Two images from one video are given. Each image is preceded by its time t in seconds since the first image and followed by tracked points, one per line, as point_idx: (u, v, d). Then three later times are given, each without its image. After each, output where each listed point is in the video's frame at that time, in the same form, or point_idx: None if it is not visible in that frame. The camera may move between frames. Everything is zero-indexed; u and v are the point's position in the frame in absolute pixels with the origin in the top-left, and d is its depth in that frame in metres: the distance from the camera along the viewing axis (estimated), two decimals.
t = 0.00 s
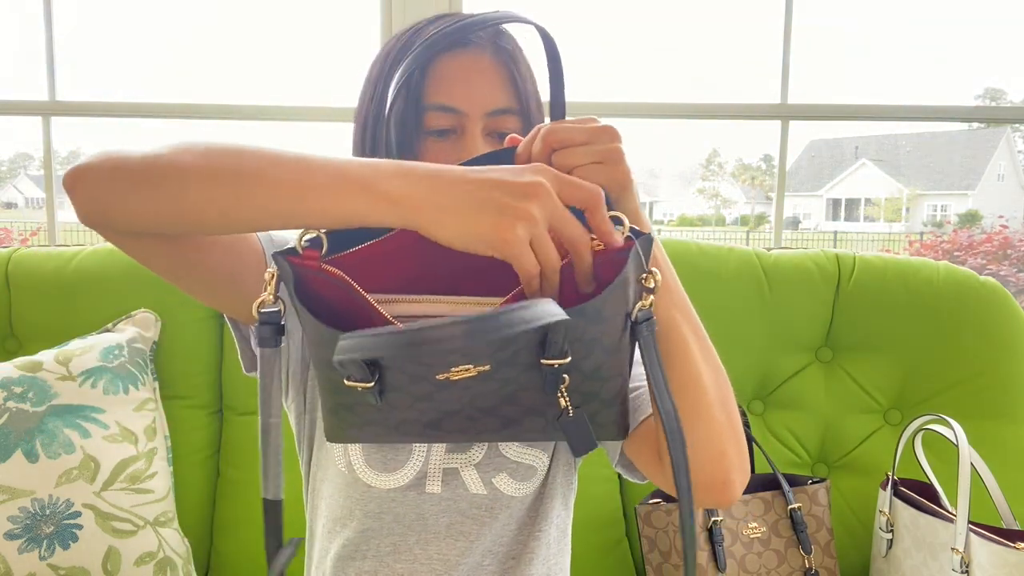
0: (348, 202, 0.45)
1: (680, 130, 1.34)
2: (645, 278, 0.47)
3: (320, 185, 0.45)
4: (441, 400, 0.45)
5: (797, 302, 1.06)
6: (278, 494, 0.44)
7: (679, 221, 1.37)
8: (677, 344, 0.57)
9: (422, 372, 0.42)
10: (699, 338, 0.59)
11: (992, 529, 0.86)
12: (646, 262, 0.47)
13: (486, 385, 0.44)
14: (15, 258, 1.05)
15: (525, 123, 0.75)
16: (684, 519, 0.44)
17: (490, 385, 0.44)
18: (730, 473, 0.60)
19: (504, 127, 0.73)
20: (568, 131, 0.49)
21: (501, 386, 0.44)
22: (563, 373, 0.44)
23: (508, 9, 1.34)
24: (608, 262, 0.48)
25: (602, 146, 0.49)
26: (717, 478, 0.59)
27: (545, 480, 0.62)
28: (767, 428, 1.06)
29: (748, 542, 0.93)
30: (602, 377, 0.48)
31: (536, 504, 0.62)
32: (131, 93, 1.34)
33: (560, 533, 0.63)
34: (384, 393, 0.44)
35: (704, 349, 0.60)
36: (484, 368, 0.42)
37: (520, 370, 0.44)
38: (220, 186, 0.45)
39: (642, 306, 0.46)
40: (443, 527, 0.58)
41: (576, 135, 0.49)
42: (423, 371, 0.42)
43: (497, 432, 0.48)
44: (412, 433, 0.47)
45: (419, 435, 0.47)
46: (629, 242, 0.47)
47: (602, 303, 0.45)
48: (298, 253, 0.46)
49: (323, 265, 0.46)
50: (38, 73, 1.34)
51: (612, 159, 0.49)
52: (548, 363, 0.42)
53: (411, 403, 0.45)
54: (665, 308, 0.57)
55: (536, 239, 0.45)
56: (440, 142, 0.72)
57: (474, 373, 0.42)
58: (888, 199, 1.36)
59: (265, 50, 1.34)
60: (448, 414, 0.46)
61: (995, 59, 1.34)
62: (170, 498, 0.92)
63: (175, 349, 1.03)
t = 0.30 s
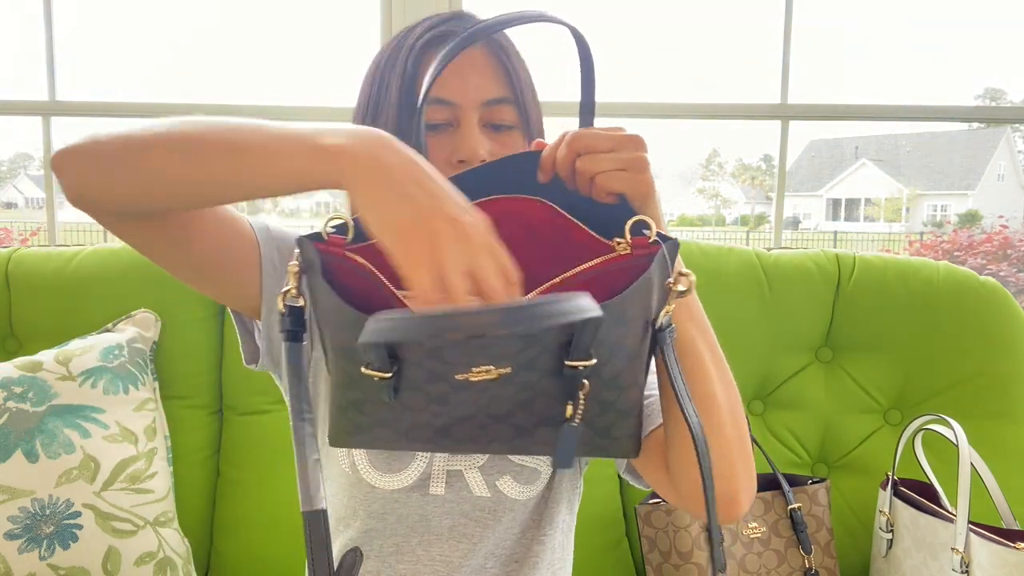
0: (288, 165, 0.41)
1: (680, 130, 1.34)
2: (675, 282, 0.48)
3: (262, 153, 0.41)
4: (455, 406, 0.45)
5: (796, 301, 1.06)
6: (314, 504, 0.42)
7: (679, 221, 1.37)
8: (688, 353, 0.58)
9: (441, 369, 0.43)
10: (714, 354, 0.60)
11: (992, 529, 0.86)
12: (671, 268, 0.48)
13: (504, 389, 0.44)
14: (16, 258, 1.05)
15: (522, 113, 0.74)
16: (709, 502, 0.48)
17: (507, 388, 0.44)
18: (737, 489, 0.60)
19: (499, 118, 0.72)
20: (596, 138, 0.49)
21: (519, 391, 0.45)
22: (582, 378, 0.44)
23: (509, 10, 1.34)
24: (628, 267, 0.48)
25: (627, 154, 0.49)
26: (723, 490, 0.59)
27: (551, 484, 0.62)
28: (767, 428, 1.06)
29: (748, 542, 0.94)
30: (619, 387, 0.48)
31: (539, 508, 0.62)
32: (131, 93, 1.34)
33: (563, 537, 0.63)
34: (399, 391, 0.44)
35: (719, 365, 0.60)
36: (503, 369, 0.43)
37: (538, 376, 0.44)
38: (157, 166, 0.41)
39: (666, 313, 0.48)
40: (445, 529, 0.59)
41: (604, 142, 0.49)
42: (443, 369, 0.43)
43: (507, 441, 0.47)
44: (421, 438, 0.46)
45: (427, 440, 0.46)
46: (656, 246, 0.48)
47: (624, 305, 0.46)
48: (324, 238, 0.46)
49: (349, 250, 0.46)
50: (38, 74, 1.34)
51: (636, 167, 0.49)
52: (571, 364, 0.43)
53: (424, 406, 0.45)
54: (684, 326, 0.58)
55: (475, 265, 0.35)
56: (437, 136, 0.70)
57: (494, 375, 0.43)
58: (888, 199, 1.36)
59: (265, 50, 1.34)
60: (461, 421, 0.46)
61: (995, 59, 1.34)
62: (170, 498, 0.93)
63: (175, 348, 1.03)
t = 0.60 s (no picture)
0: (176, 168, 0.47)
1: (681, 130, 1.34)
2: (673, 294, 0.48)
3: (151, 167, 0.48)
4: (456, 410, 0.45)
5: (794, 301, 1.06)
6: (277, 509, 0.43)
7: (679, 222, 1.38)
8: (689, 378, 0.57)
9: (438, 358, 0.43)
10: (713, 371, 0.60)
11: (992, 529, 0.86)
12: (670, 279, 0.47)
13: (502, 390, 0.44)
14: (15, 258, 1.05)
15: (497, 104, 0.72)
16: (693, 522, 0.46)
17: (506, 391, 0.44)
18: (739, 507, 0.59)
19: (471, 111, 0.72)
20: (593, 163, 0.51)
21: (518, 394, 0.44)
22: (577, 378, 0.43)
23: (510, 11, 1.34)
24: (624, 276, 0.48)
25: (625, 174, 0.51)
26: (725, 514, 0.58)
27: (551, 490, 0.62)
28: (767, 428, 1.06)
29: (748, 542, 0.93)
30: (618, 395, 0.45)
31: (538, 515, 0.62)
32: (131, 93, 1.34)
33: (563, 545, 0.63)
34: (402, 392, 0.44)
35: (719, 382, 0.60)
36: (498, 363, 0.43)
37: (535, 375, 0.43)
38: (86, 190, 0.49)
39: (666, 323, 0.47)
40: (441, 534, 0.58)
41: (602, 165, 0.51)
42: (440, 358, 0.43)
43: (512, 456, 0.46)
44: (428, 452, 0.46)
45: (435, 455, 0.46)
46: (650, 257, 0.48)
47: (620, 301, 0.43)
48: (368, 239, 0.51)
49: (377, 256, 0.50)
50: (38, 74, 1.34)
51: (636, 184, 0.50)
52: (563, 354, 0.42)
53: (426, 408, 0.45)
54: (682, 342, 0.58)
55: (353, 242, 0.43)
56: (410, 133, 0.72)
57: (490, 367, 0.43)
58: (888, 199, 1.36)
59: (265, 50, 1.34)
60: (464, 430, 0.46)
61: (995, 59, 1.34)
62: (170, 498, 0.93)
63: (175, 348, 1.03)
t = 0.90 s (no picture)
0: (152, 187, 0.50)
1: (681, 130, 1.34)
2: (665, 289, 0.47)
3: (134, 184, 0.51)
4: (448, 407, 0.45)
5: (794, 301, 1.06)
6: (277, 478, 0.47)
7: (678, 221, 1.37)
8: (683, 380, 0.58)
9: (429, 350, 0.44)
10: (703, 374, 0.60)
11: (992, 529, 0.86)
12: (658, 272, 0.48)
13: (492, 382, 0.45)
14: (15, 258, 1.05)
15: (491, 111, 0.72)
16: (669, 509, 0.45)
17: (496, 385, 0.45)
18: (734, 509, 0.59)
19: (466, 118, 0.71)
20: (582, 172, 0.52)
21: (508, 388, 0.45)
22: (566, 369, 0.44)
23: (509, 11, 1.34)
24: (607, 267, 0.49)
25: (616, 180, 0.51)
26: (719, 517, 0.58)
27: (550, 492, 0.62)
28: (767, 428, 1.06)
29: (747, 542, 0.93)
30: (609, 388, 0.46)
31: (538, 517, 0.62)
32: (131, 93, 1.34)
33: (565, 549, 0.63)
34: (395, 390, 0.45)
35: (709, 385, 0.61)
36: (489, 353, 0.44)
37: (525, 367, 0.44)
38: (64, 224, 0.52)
39: (655, 314, 0.46)
40: (439, 537, 0.58)
41: (591, 174, 0.52)
42: (431, 350, 0.44)
43: (506, 459, 0.46)
44: (424, 457, 0.46)
45: (430, 458, 0.46)
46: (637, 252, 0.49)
47: (604, 289, 0.45)
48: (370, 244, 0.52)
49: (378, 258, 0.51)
50: (38, 74, 1.34)
51: (627, 188, 0.51)
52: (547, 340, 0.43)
53: (418, 405, 0.45)
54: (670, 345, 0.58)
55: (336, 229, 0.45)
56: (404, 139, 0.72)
57: (480, 358, 0.44)
58: (888, 199, 1.36)
59: (265, 50, 1.34)
60: (458, 430, 0.46)
61: (995, 58, 1.34)
62: (170, 498, 0.93)
63: (175, 349, 1.02)
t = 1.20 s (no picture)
0: (174, 238, 0.53)
1: (681, 130, 1.34)
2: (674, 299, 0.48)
3: (152, 236, 0.53)
4: (441, 387, 0.47)
5: (796, 302, 1.06)
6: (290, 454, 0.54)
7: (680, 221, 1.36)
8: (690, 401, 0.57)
9: (429, 324, 0.46)
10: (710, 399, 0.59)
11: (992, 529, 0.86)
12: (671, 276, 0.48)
13: (489, 363, 0.46)
14: (15, 257, 1.05)
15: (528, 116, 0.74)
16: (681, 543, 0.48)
17: (494, 367, 0.46)
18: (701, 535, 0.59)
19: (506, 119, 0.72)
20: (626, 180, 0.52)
21: (503, 370, 0.46)
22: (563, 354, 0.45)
23: (509, 12, 1.34)
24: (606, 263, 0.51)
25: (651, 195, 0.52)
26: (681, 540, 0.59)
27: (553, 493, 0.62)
28: (767, 429, 1.06)
29: (747, 542, 0.93)
30: (603, 391, 0.46)
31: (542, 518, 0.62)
32: (131, 93, 1.34)
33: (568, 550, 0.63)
34: (391, 362, 0.47)
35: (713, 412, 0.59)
36: (489, 330, 0.46)
37: (523, 351, 0.46)
38: (85, 271, 0.54)
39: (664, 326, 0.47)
40: (442, 538, 0.59)
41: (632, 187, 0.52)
42: (432, 322, 0.46)
43: (490, 454, 0.47)
44: (410, 441, 0.48)
45: (417, 437, 0.48)
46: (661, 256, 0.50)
47: (609, 285, 0.45)
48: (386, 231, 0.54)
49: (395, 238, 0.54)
50: (38, 74, 1.34)
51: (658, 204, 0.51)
52: (549, 320, 0.45)
53: (411, 379, 0.47)
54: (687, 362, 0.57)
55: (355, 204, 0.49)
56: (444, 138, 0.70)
57: (479, 335, 0.46)
58: (888, 199, 1.36)
59: (265, 50, 1.34)
60: (448, 411, 0.47)
61: (995, 58, 1.34)
62: (170, 498, 0.92)
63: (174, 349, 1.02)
